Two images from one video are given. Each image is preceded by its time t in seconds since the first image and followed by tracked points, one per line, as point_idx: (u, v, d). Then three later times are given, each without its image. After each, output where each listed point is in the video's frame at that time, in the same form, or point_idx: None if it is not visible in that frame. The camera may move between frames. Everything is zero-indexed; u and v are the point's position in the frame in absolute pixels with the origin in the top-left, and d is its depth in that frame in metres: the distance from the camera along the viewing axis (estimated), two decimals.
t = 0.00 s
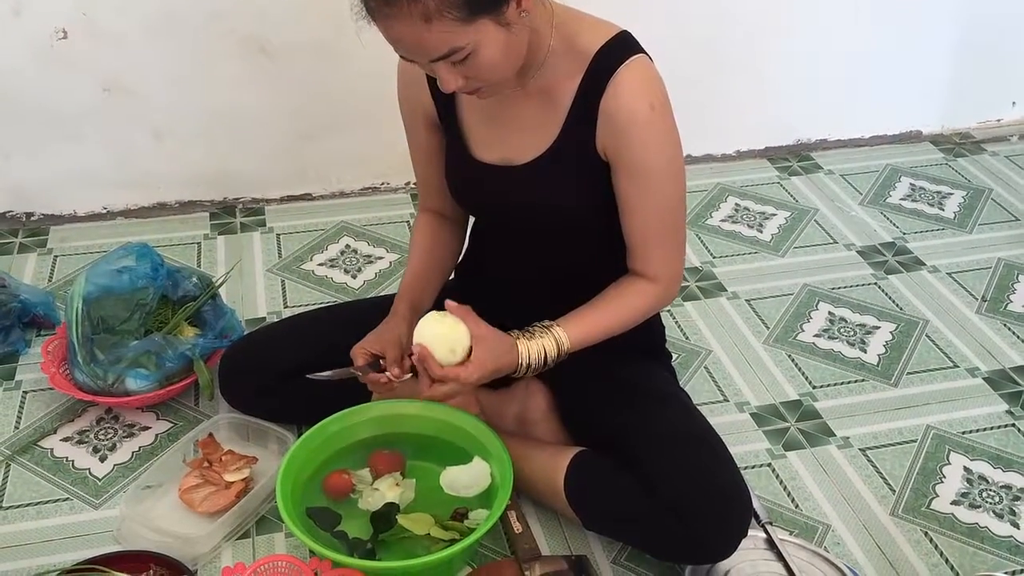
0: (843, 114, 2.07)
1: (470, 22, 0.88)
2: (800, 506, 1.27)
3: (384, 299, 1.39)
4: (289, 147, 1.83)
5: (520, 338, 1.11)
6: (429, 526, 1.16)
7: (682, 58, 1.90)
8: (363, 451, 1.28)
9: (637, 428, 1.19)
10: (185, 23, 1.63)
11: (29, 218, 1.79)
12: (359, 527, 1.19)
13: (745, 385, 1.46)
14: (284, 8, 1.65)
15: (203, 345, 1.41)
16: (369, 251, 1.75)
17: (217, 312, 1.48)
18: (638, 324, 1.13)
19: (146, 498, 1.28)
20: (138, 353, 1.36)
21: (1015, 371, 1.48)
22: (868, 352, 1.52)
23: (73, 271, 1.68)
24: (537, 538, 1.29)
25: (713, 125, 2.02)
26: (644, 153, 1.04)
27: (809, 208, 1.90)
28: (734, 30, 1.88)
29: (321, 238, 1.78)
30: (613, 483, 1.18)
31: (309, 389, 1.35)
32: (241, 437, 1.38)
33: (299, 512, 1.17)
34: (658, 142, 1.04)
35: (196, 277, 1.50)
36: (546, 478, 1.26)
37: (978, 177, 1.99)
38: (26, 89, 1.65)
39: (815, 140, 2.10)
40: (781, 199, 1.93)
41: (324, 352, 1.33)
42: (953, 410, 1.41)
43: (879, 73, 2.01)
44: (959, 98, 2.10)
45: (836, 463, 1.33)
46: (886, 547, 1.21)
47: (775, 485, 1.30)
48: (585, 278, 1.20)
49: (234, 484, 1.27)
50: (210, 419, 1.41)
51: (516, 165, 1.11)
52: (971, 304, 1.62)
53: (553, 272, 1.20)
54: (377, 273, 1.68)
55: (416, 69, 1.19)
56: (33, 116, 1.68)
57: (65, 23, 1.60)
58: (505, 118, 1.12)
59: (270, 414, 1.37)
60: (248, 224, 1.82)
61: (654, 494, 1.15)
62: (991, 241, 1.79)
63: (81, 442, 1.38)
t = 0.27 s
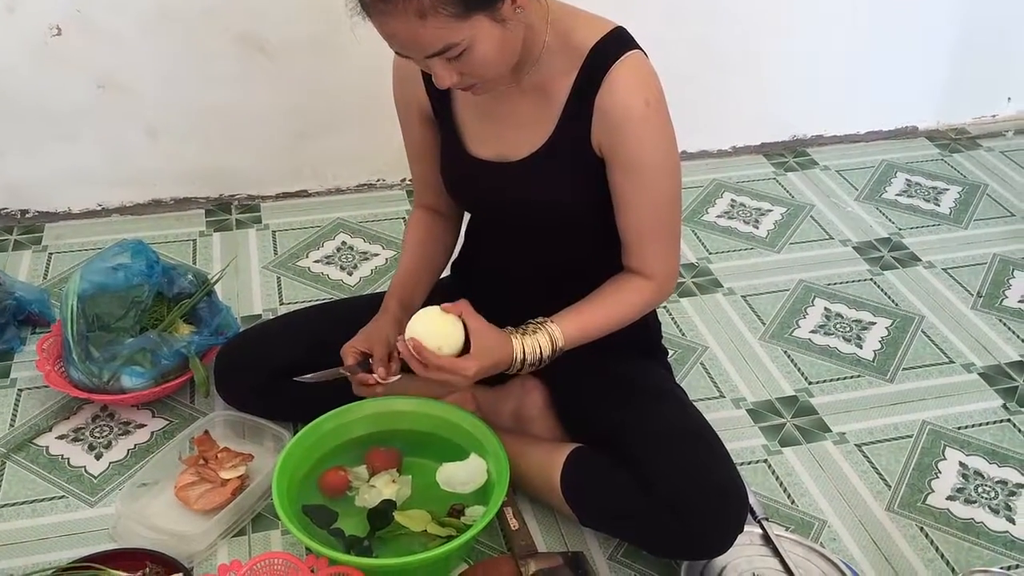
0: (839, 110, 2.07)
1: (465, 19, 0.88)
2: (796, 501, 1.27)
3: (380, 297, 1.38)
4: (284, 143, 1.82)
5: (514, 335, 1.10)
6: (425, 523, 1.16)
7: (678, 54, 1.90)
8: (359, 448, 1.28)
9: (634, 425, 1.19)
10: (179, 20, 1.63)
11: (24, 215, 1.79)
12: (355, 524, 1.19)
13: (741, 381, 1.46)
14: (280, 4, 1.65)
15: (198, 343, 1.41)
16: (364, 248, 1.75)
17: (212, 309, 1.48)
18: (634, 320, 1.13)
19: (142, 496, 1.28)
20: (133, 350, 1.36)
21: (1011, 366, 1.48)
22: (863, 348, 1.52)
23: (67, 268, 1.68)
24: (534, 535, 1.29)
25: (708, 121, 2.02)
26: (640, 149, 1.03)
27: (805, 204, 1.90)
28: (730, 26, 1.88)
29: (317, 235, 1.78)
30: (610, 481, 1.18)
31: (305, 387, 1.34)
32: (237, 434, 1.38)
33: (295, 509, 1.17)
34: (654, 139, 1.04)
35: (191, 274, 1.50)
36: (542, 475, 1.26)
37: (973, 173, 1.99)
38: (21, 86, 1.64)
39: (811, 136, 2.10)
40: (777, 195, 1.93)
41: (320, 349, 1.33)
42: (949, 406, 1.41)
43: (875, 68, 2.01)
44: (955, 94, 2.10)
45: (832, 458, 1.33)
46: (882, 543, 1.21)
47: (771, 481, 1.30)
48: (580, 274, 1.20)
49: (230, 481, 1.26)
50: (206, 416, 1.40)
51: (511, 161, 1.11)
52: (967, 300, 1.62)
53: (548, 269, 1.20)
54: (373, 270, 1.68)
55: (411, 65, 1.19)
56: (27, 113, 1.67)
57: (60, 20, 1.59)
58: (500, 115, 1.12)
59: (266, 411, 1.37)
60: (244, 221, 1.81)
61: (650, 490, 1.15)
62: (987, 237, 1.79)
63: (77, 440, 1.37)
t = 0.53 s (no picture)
0: (835, 107, 2.07)
1: (459, 14, 0.88)
2: (793, 498, 1.27)
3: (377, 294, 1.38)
4: (281, 140, 1.82)
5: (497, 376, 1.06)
6: (423, 520, 1.16)
7: (675, 51, 1.90)
8: (355, 447, 1.28)
9: (629, 425, 1.19)
10: (175, 17, 1.63)
11: (20, 213, 1.78)
12: (354, 521, 1.19)
13: (738, 378, 1.46)
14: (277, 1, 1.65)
15: (195, 340, 1.41)
16: (361, 245, 1.75)
17: (209, 306, 1.48)
18: (629, 325, 1.13)
19: (139, 494, 1.28)
20: (130, 348, 1.36)
21: (1007, 362, 1.49)
22: (860, 345, 1.52)
23: (64, 267, 1.68)
24: (531, 532, 1.29)
25: (705, 118, 2.02)
26: (637, 145, 1.03)
27: (802, 200, 1.90)
28: (727, 23, 1.88)
29: (314, 233, 1.78)
30: (607, 481, 1.18)
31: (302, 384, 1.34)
32: (234, 432, 1.38)
33: (293, 506, 1.17)
34: (649, 134, 1.03)
35: (188, 271, 1.50)
36: (540, 472, 1.26)
37: (970, 170, 1.99)
38: (17, 84, 1.64)
39: (807, 133, 2.10)
40: (774, 192, 1.93)
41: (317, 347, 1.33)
42: (946, 402, 1.42)
43: (871, 65, 2.02)
44: (952, 90, 2.10)
45: (829, 455, 1.33)
46: (879, 539, 1.21)
47: (769, 477, 1.30)
48: (578, 271, 1.20)
49: (227, 480, 1.26)
50: (204, 414, 1.40)
51: (508, 158, 1.11)
52: (963, 296, 1.63)
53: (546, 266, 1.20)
54: (370, 267, 1.68)
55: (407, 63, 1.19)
56: (23, 111, 1.67)
57: (56, 16, 1.59)
58: (497, 113, 1.12)
59: (264, 408, 1.37)
60: (240, 219, 1.81)
61: (648, 487, 1.15)
62: (984, 233, 1.79)
63: (74, 438, 1.37)
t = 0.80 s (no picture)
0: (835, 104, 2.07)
1: (442, 11, 0.87)
2: (792, 495, 1.27)
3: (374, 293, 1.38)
4: (281, 138, 1.82)
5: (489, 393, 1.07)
6: (422, 517, 1.16)
7: (675, 48, 1.90)
8: (355, 444, 1.28)
9: (626, 423, 1.19)
10: (173, 14, 1.63)
11: (19, 211, 1.78)
12: (353, 519, 1.19)
13: (737, 375, 1.46)
14: None
15: (194, 338, 1.40)
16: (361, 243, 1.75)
17: (209, 304, 1.48)
18: (617, 334, 1.13)
19: (138, 491, 1.28)
20: (129, 346, 1.36)
21: (1007, 360, 1.49)
22: (860, 342, 1.52)
23: (63, 264, 1.68)
24: (531, 529, 1.29)
25: (705, 116, 2.02)
26: (630, 143, 1.03)
27: (802, 198, 1.90)
28: (727, 20, 1.88)
29: (314, 230, 1.78)
30: (605, 479, 1.18)
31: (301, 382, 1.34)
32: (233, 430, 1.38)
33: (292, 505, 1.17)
34: (640, 133, 1.03)
35: (187, 269, 1.49)
36: (538, 470, 1.26)
37: (970, 167, 1.99)
38: (15, 82, 1.64)
39: (808, 130, 2.10)
40: (774, 189, 1.93)
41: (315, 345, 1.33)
42: (946, 400, 1.42)
43: (872, 62, 2.01)
44: (952, 87, 2.10)
45: (828, 452, 1.33)
46: (879, 536, 1.21)
47: (768, 475, 1.30)
48: (575, 269, 1.20)
49: (226, 477, 1.26)
50: (203, 412, 1.40)
51: (504, 157, 1.11)
52: (963, 294, 1.63)
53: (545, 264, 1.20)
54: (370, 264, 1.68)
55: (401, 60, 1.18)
56: (21, 108, 1.67)
57: (54, 14, 1.59)
58: (493, 111, 1.12)
59: (263, 406, 1.37)
60: (240, 217, 1.81)
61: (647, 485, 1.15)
62: (984, 231, 1.79)
63: (73, 436, 1.37)
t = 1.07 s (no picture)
0: (837, 103, 2.07)
1: (443, 11, 0.87)
2: (794, 494, 1.27)
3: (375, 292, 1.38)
4: (282, 137, 1.82)
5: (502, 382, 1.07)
6: (425, 516, 1.16)
7: (677, 47, 1.90)
8: (357, 441, 1.28)
9: (628, 421, 1.19)
10: (175, 13, 1.63)
11: (21, 209, 1.79)
12: (354, 518, 1.19)
13: (739, 375, 1.46)
14: None
15: (196, 337, 1.41)
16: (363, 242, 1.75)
17: (210, 304, 1.48)
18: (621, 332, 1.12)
19: (140, 489, 1.27)
20: (131, 344, 1.36)
21: (1008, 359, 1.49)
22: (862, 341, 1.52)
23: (65, 263, 1.68)
24: (532, 528, 1.29)
25: (706, 115, 2.02)
26: (629, 142, 1.03)
27: (804, 197, 1.90)
28: (729, 19, 1.88)
29: (316, 229, 1.78)
30: (607, 478, 1.18)
31: (303, 381, 1.35)
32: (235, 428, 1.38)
33: (293, 504, 1.17)
34: (640, 132, 1.03)
35: (189, 267, 1.50)
36: (539, 469, 1.26)
37: (971, 166, 1.99)
38: (17, 80, 1.64)
39: (809, 129, 2.10)
40: (776, 188, 1.93)
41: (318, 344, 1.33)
42: (948, 399, 1.41)
43: (874, 61, 2.01)
44: (954, 86, 2.10)
45: (829, 451, 1.33)
46: (880, 536, 1.21)
47: (769, 474, 1.30)
48: (576, 268, 1.20)
49: (228, 476, 1.26)
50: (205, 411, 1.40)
51: (503, 156, 1.11)
52: (965, 293, 1.63)
53: (545, 262, 1.20)
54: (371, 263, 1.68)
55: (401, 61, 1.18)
56: (23, 107, 1.67)
57: (56, 12, 1.59)
58: (493, 110, 1.12)
59: (264, 405, 1.37)
60: (242, 216, 1.81)
61: (648, 482, 1.15)
62: (986, 230, 1.79)
63: (75, 434, 1.37)
